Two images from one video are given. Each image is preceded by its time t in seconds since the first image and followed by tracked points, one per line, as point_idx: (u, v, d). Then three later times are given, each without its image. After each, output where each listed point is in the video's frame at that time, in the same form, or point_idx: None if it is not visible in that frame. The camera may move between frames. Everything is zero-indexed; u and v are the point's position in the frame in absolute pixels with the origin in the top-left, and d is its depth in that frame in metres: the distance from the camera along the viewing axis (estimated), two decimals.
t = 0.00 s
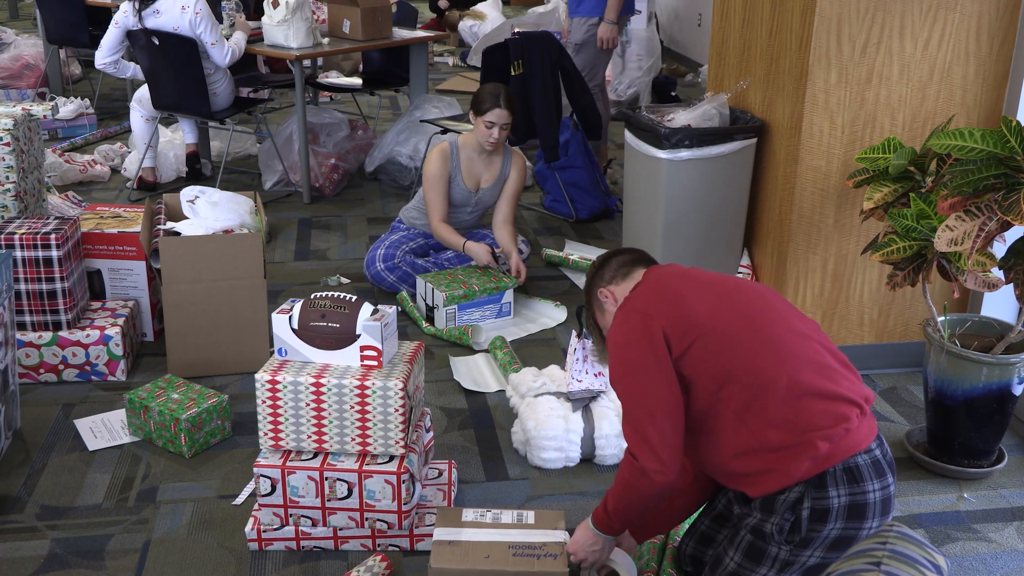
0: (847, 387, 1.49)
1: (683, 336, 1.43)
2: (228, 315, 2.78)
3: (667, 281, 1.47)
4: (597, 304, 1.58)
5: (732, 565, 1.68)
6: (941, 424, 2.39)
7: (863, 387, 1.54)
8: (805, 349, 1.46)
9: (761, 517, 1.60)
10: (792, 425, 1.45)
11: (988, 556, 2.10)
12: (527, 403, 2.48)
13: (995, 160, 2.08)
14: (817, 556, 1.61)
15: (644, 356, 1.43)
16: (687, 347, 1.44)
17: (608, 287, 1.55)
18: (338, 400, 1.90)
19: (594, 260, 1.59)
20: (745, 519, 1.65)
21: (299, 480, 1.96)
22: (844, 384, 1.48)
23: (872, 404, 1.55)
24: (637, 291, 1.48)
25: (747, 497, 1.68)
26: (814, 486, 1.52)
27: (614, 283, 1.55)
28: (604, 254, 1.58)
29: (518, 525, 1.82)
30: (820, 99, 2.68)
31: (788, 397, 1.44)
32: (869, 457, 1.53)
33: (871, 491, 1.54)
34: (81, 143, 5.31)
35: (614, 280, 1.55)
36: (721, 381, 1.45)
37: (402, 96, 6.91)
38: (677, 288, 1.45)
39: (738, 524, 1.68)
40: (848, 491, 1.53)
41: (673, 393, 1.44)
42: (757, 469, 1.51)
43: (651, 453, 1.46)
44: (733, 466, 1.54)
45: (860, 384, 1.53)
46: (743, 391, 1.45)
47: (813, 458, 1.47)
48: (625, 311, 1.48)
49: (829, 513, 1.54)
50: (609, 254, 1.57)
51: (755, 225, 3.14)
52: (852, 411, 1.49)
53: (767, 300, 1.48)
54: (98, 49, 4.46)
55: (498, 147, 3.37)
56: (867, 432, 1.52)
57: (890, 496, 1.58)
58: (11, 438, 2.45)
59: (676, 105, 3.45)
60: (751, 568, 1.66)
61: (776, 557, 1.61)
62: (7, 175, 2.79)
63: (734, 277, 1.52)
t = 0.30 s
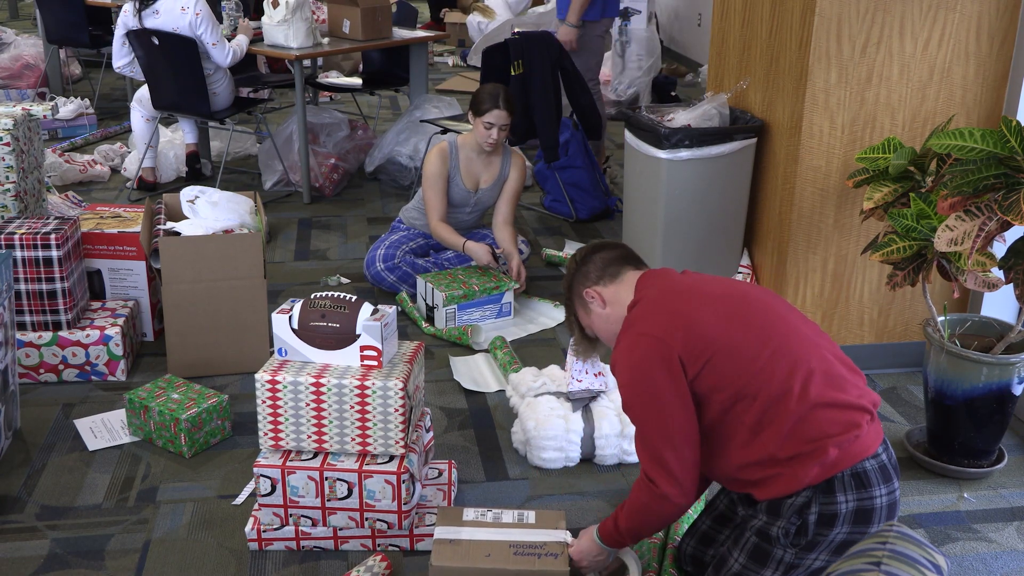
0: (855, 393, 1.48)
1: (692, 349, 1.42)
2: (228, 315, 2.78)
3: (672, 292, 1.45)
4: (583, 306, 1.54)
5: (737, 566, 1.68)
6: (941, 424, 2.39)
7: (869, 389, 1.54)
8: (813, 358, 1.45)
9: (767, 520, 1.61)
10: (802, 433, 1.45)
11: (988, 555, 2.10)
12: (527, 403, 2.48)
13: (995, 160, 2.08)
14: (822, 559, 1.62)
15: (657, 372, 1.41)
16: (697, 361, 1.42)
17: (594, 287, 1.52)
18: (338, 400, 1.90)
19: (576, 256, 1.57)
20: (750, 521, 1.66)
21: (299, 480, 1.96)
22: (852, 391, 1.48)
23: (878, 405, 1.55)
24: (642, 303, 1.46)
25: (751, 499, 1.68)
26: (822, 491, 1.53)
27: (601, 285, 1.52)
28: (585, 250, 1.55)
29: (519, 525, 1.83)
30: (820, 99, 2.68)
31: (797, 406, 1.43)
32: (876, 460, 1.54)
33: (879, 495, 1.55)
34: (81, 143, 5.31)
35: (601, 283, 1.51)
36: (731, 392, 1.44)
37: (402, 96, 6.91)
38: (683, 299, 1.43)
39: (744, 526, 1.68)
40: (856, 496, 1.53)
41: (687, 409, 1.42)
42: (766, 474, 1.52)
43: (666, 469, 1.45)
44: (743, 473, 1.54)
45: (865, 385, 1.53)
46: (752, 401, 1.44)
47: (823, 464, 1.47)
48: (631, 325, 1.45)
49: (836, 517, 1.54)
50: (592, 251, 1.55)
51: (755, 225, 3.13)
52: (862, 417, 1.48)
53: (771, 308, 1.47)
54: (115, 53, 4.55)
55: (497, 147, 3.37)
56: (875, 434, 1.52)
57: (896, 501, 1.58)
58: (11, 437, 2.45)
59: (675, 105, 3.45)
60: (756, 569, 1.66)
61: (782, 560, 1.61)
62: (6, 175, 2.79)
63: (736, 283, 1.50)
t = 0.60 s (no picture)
0: (858, 396, 1.48)
1: (699, 361, 1.40)
2: (228, 315, 2.78)
3: (675, 302, 1.42)
4: (573, 298, 1.52)
5: (739, 566, 1.68)
6: (941, 424, 2.39)
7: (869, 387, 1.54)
8: (817, 362, 1.45)
9: (770, 521, 1.61)
10: (807, 439, 1.45)
11: (988, 555, 2.10)
12: (527, 403, 2.48)
13: (995, 160, 2.08)
14: (825, 560, 1.62)
15: (665, 388, 1.39)
16: (703, 372, 1.40)
17: (585, 280, 1.49)
18: (338, 400, 1.90)
19: (562, 240, 1.53)
20: (753, 521, 1.66)
21: (299, 480, 1.96)
22: (855, 394, 1.48)
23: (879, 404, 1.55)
24: (644, 314, 1.43)
25: (753, 499, 1.68)
26: (826, 493, 1.52)
27: (593, 278, 1.49)
28: (573, 238, 1.51)
29: (520, 524, 1.83)
30: (820, 99, 2.68)
31: (802, 413, 1.43)
32: (879, 462, 1.54)
33: (883, 495, 1.54)
34: (80, 143, 5.31)
35: (593, 277, 1.49)
36: (737, 401, 1.43)
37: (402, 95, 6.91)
38: (687, 309, 1.41)
39: (746, 526, 1.68)
40: (860, 498, 1.53)
41: (696, 422, 1.41)
42: (769, 477, 1.52)
43: (675, 483, 1.44)
44: (747, 477, 1.54)
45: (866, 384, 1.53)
46: (757, 407, 1.44)
47: (827, 467, 1.48)
48: (635, 337, 1.43)
49: (841, 519, 1.54)
50: (580, 240, 1.51)
51: (755, 225, 3.13)
52: (865, 419, 1.49)
53: (773, 313, 1.45)
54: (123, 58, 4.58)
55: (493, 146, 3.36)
56: (877, 434, 1.53)
57: (898, 501, 1.58)
58: (11, 437, 2.45)
59: (675, 105, 3.45)
60: (758, 570, 1.66)
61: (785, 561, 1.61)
62: (6, 175, 2.79)
63: (735, 285, 1.48)
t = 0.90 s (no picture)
0: (860, 399, 1.48)
1: (701, 366, 1.40)
2: (228, 315, 2.78)
3: (677, 306, 1.42)
4: (570, 292, 1.51)
5: (740, 566, 1.68)
6: (941, 424, 2.39)
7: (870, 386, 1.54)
8: (818, 365, 1.45)
9: (771, 522, 1.61)
10: (808, 442, 1.45)
11: (988, 555, 2.10)
12: (527, 403, 2.48)
13: (995, 159, 2.08)
14: (826, 560, 1.62)
15: (669, 394, 1.39)
16: (706, 377, 1.40)
17: (583, 275, 1.49)
18: (338, 400, 1.90)
19: (559, 230, 1.50)
20: (753, 521, 1.66)
21: (299, 480, 1.96)
22: (857, 396, 1.47)
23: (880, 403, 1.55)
24: (645, 319, 1.43)
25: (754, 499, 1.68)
26: (827, 494, 1.52)
27: (592, 274, 1.48)
28: (573, 229, 1.49)
29: (522, 524, 1.83)
30: (820, 99, 2.68)
31: (803, 417, 1.44)
32: (880, 462, 1.53)
33: (884, 496, 1.54)
34: (80, 143, 5.31)
35: (592, 273, 1.48)
36: (739, 405, 1.43)
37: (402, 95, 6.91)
38: (688, 315, 1.41)
39: (746, 526, 1.68)
40: (861, 499, 1.53)
41: (700, 427, 1.41)
42: (771, 478, 1.52)
43: (679, 488, 1.45)
44: (749, 480, 1.54)
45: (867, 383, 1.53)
46: (758, 411, 1.44)
47: (829, 470, 1.48)
48: (637, 343, 1.42)
49: (842, 520, 1.54)
50: (580, 233, 1.49)
51: (756, 225, 3.13)
52: (868, 421, 1.48)
53: (774, 316, 1.44)
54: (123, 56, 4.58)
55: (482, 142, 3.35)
56: (879, 434, 1.53)
57: (898, 501, 1.58)
58: (11, 437, 2.45)
59: (675, 105, 3.45)
60: (760, 570, 1.66)
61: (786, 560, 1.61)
62: (6, 175, 2.79)
63: (735, 287, 1.47)
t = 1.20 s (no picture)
0: (860, 399, 1.47)
1: (701, 368, 1.40)
2: (228, 315, 2.78)
3: (675, 308, 1.42)
4: (569, 296, 1.51)
5: (741, 566, 1.69)
6: (941, 424, 2.39)
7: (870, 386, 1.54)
8: (817, 366, 1.44)
9: (772, 522, 1.61)
10: (809, 444, 1.46)
11: (988, 555, 2.10)
12: (527, 403, 2.48)
13: (995, 159, 2.08)
14: (826, 560, 1.62)
15: (669, 396, 1.39)
16: (705, 379, 1.40)
17: (582, 279, 1.49)
18: (338, 400, 1.90)
19: (557, 235, 1.50)
20: (753, 521, 1.66)
21: (299, 480, 1.96)
22: (857, 396, 1.47)
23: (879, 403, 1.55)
24: (644, 322, 1.42)
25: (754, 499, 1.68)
26: (828, 495, 1.52)
27: (591, 278, 1.49)
28: (571, 234, 1.49)
29: (523, 524, 1.83)
30: (820, 99, 2.68)
31: (804, 418, 1.43)
32: (880, 462, 1.53)
33: (884, 496, 1.54)
34: (80, 142, 5.31)
35: (591, 277, 1.48)
36: (739, 407, 1.43)
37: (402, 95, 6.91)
38: (688, 317, 1.41)
39: (746, 526, 1.68)
40: (862, 499, 1.53)
41: (700, 430, 1.41)
42: (772, 480, 1.52)
43: (680, 490, 1.45)
44: (750, 481, 1.54)
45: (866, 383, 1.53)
46: (758, 413, 1.44)
47: (829, 470, 1.48)
48: (636, 346, 1.42)
49: (843, 520, 1.54)
50: (578, 237, 1.49)
51: (756, 225, 3.13)
52: (868, 421, 1.48)
53: (773, 317, 1.44)
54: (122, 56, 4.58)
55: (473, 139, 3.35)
56: (879, 434, 1.52)
57: (898, 501, 1.58)
58: (11, 437, 2.45)
59: (675, 105, 3.45)
60: (760, 569, 1.66)
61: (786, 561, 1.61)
62: (7, 175, 2.79)
63: (734, 288, 1.47)
